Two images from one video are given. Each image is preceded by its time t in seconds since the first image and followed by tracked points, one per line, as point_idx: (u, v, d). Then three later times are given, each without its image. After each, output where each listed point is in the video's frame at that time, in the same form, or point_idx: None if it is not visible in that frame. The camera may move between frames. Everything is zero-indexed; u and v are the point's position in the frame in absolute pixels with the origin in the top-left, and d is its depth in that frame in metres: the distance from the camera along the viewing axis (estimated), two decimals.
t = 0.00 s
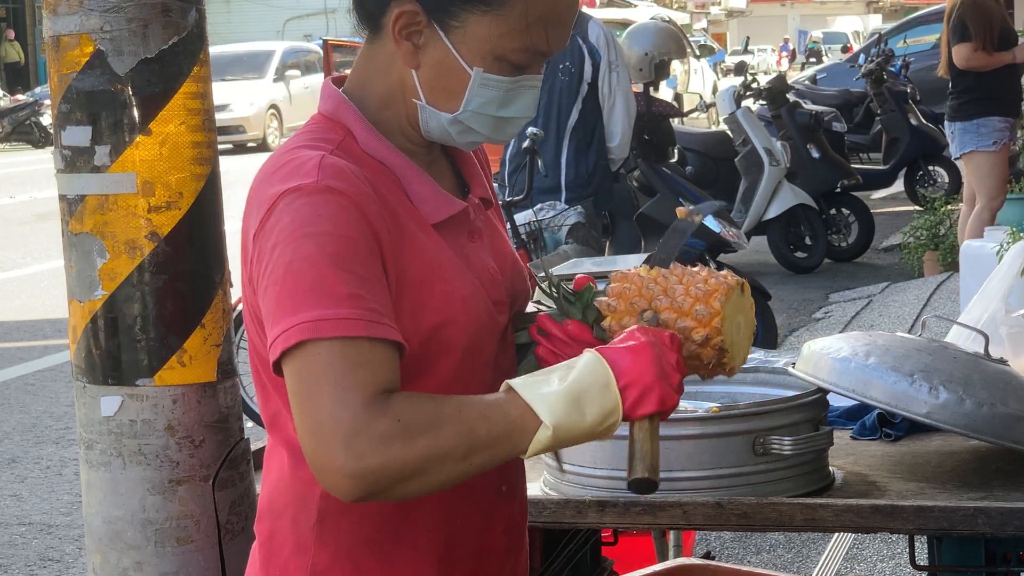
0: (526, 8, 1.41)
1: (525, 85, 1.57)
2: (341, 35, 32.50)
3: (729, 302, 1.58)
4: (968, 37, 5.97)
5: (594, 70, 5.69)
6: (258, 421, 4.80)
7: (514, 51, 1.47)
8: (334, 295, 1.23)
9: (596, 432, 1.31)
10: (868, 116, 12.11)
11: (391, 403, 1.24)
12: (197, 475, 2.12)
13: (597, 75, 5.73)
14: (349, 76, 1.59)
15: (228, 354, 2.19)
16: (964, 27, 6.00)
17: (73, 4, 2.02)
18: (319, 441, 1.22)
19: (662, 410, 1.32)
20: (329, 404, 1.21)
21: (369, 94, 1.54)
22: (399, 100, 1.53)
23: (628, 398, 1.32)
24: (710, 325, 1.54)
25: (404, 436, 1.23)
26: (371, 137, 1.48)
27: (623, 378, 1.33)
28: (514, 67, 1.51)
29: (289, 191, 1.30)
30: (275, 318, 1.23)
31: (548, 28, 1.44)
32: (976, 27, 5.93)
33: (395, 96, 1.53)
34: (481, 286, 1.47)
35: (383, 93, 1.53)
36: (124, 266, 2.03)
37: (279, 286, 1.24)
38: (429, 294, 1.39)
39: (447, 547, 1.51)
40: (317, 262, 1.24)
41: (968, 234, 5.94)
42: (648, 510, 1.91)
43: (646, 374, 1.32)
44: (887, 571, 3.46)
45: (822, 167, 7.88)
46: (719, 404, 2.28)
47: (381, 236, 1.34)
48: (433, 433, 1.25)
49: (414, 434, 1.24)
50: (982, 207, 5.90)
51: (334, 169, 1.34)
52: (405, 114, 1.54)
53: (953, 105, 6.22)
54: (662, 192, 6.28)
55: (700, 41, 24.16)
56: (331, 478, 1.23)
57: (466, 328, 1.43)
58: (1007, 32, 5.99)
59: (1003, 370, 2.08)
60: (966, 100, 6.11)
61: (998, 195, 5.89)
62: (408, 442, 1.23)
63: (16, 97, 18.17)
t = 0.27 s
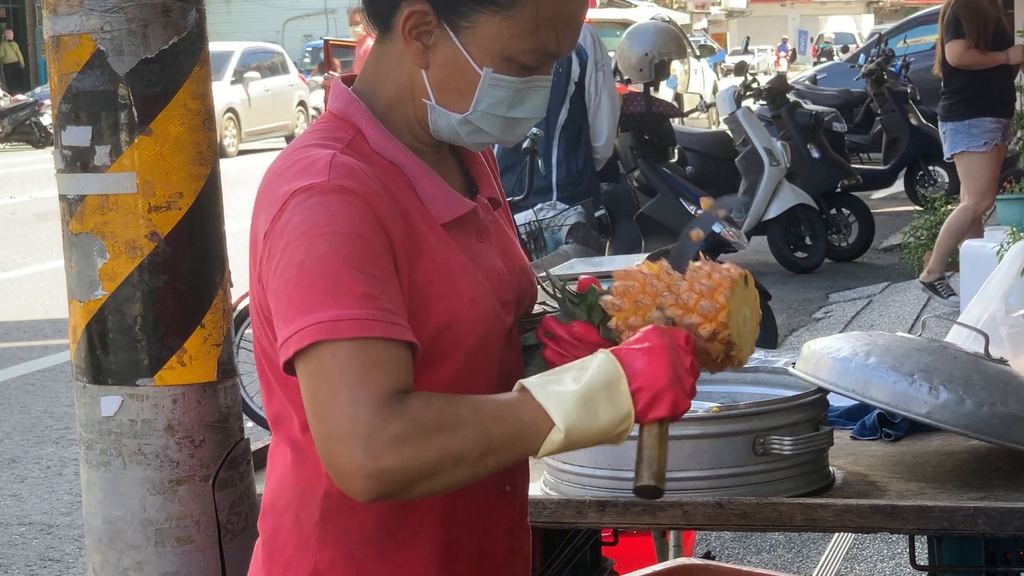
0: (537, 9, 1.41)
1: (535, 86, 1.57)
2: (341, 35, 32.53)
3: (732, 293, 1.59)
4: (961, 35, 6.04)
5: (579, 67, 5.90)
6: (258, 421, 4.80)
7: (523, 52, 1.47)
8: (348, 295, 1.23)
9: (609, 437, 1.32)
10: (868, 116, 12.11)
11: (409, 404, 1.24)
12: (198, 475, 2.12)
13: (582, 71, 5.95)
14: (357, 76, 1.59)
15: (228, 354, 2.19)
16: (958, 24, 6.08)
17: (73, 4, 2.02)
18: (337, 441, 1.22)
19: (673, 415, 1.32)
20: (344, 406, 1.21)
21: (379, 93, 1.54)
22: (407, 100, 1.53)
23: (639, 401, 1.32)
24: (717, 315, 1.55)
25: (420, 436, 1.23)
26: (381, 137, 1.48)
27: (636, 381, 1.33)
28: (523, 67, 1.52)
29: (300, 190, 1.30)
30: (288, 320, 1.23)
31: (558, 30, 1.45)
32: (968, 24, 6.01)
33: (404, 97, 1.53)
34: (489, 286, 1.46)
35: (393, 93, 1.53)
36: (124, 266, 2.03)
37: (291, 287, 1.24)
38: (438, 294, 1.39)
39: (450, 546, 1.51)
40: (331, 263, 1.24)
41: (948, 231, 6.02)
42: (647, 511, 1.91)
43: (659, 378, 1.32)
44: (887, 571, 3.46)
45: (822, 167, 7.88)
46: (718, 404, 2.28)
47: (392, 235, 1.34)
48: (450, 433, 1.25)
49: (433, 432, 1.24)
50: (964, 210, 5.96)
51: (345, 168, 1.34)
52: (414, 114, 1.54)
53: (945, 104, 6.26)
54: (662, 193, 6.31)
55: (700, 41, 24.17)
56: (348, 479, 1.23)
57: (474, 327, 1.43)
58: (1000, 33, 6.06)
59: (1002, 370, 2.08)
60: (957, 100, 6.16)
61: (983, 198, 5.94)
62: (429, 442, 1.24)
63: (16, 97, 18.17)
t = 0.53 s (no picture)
0: (554, 11, 1.43)
1: (548, 86, 1.58)
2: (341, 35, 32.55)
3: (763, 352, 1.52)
4: (953, 33, 5.96)
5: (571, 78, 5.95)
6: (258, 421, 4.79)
7: (539, 53, 1.48)
8: (318, 302, 1.23)
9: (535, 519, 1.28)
10: (868, 116, 12.10)
11: (338, 422, 1.23)
12: (198, 475, 2.12)
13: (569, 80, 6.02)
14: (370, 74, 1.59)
15: (228, 354, 2.19)
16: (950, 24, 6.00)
17: (73, 4, 2.02)
18: (261, 439, 1.22)
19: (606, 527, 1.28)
20: (275, 406, 1.21)
21: (390, 93, 1.54)
22: (418, 100, 1.53)
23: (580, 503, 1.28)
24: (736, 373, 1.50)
25: (339, 459, 1.21)
26: (389, 138, 1.47)
27: (587, 489, 1.28)
28: (538, 68, 1.53)
29: (299, 187, 1.31)
30: (260, 314, 1.24)
31: (575, 31, 1.46)
32: (960, 23, 5.93)
33: (416, 96, 1.52)
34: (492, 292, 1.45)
35: (405, 93, 1.53)
36: (124, 266, 2.03)
37: (270, 281, 1.25)
38: (428, 301, 1.38)
39: (455, 545, 1.51)
40: (310, 264, 1.24)
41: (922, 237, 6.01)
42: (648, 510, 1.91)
43: (612, 497, 1.28)
44: (886, 571, 3.46)
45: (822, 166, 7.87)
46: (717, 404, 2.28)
47: (383, 240, 1.33)
48: (372, 465, 1.23)
49: (350, 460, 1.22)
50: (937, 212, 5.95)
51: (345, 170, 1.34)
52: (425, 114, 1.53)
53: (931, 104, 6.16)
54: (662, 193, 6.27)
55: (700, 40, 24.17)
56: (266, 477, 1.23)
57: (473, 333, 1.42)
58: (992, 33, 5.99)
59: (1003, 370, 2.08)
60: (943, 100, 6.08)
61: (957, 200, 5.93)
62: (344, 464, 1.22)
63: (16, 97, 18.15)
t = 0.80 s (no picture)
0: (543, 11, 1.42)
1: (540, 88, 1.57)
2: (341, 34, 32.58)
3: (759, 321, 1.64)
4: (941, 42, 5.87)
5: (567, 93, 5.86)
6: (258, 421, 4.79)
7: (529, 54, 1.48)
8: (313, 306, 1.24)
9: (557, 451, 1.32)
10: (868, 116, 12.11)
11: (355, 415, 1.24)
12: (198, 475, 2.12)
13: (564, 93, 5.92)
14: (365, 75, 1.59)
15: (228, 354, 2.19)
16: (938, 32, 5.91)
17: (73, 4, 2.02)
18: (283, 449, 1.24)
19: (615, 435, 1.34)
20: (293, 416, 1.23)
21: (384, 94, 1.54)
22: (410, 101, 1.53)
23: (589, 418, 1.33)
24: (733, 341, 1.62)
25: (363, 448, 1.24)
26: (379, 138, 1.47)
27: (586, 400, 1.34)
28: (528, 69, 1.52)
29: (285, 192, 1.31)
30: (257, 321, 1.26)
31: (564, 32, 1.46)
32: (948, 31, 5.85)
33: (408, 97, 1.53)
34: (484, 292, 1.45)
35: (398, 93, 1.53)
36: (123, 267, 2.03)
37: (265, 289, 1.26)
38: (422, 299, 1.38)
39: (452, 546, 1.51)
40: (300, 268, 1.25)
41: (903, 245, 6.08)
42: (648, 510, 1.92)
43: (608, 398, 1.33)
44: (887, 571, 3.46)
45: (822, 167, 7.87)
46: (718, 404, 2.28)
47: (372, 242, 1.34)
48: (397, 445, 1.26)
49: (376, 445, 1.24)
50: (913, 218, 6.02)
51: (332, 171, 1.34)
52: (417, 114, 1.53)
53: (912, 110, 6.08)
54: (662, 193, 6.28)
55: (700, 40, 24.18)
56: (295, 488, 1.24)
57: (466, 332, 1.42)
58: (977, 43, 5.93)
59: (1003, 370, 2.07)
60: (923, 106, 5.99)
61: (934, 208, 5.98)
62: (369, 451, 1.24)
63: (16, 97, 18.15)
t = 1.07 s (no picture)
0: (540, 6, 1.42)
1: (540, 83, 1.58)
2: (341, 34, 32.62)
3: (754, 312, 1.71)
4: (931, 58, 5.80)
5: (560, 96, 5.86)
6: (258, 421, 4.79)
7: (528, 48, 1.48)
8: (321, 303, 1.24)
9: (567, 489, 1.28)
10: (868, 116, 12.10)
11: (360, 417, 1.25)
12: (198, 475, 2.12)
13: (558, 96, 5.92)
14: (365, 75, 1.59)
15: (228, 354, 2.19)
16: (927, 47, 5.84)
17: (73, 4, 2.02)
18: (285, 444, 1.24)
19: (639, 465, 1.28)
20: (296, 412, 1.23)
21: (385, 95, 1.54)
22: (412, 101, 1.53)
23: (604, 448, 1.28)
24: (728, 331, 1.68)
25: (366, 452, 1.24)
26: (383, 139, 1.47)
27: (601, 430, 1.29)
28: (528, 64, 1.52)
29: (294, 191, 1.31)
30: (264, 319, 1.26)
31: (562, 25, 1.46)
32: (938, 46, 5.79)
33: (408, 97, 1.52)
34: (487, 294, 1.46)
35: (398, 94, 1.53)
36: (123, 266, 2.03)
37: (272, 286, 1.26)
38: (429, 298, 1.38)
39: (454, 545, 1.51)
40: (309, 266, 1.25)
41: (892, 252, 6.12)
42: (649, 510, 1.92)
43: (625, 427, 1.28)
44: (887, 571, 3.46)
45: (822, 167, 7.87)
46: (718, 404, 2.28)
47: (380, 242, 1.34)
48: (398, 455, 1.25)
49: (380, 451, 1.24)
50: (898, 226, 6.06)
51: (340, 172, 1.34)
52: (419, 115, 1.53)
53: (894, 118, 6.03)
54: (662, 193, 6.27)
55: (700, 40, 24.18)
56: (294, 483, 1.24)
57: (470, 332, 1.42)
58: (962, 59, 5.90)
59: (1003, 370, 2.07)
60: (908, 118, 5.93)
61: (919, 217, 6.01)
62: (373, 457, 1.24)
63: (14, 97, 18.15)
